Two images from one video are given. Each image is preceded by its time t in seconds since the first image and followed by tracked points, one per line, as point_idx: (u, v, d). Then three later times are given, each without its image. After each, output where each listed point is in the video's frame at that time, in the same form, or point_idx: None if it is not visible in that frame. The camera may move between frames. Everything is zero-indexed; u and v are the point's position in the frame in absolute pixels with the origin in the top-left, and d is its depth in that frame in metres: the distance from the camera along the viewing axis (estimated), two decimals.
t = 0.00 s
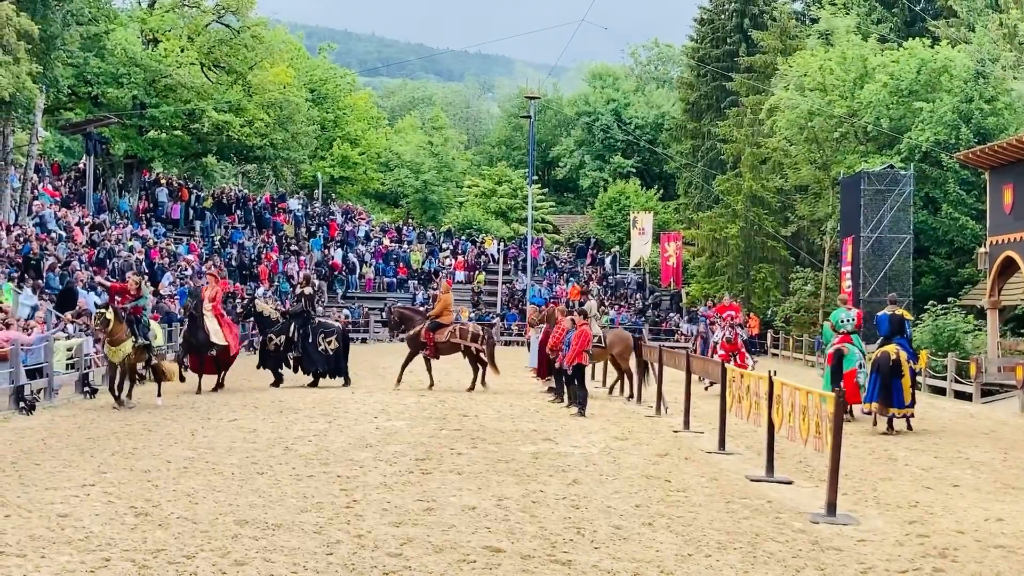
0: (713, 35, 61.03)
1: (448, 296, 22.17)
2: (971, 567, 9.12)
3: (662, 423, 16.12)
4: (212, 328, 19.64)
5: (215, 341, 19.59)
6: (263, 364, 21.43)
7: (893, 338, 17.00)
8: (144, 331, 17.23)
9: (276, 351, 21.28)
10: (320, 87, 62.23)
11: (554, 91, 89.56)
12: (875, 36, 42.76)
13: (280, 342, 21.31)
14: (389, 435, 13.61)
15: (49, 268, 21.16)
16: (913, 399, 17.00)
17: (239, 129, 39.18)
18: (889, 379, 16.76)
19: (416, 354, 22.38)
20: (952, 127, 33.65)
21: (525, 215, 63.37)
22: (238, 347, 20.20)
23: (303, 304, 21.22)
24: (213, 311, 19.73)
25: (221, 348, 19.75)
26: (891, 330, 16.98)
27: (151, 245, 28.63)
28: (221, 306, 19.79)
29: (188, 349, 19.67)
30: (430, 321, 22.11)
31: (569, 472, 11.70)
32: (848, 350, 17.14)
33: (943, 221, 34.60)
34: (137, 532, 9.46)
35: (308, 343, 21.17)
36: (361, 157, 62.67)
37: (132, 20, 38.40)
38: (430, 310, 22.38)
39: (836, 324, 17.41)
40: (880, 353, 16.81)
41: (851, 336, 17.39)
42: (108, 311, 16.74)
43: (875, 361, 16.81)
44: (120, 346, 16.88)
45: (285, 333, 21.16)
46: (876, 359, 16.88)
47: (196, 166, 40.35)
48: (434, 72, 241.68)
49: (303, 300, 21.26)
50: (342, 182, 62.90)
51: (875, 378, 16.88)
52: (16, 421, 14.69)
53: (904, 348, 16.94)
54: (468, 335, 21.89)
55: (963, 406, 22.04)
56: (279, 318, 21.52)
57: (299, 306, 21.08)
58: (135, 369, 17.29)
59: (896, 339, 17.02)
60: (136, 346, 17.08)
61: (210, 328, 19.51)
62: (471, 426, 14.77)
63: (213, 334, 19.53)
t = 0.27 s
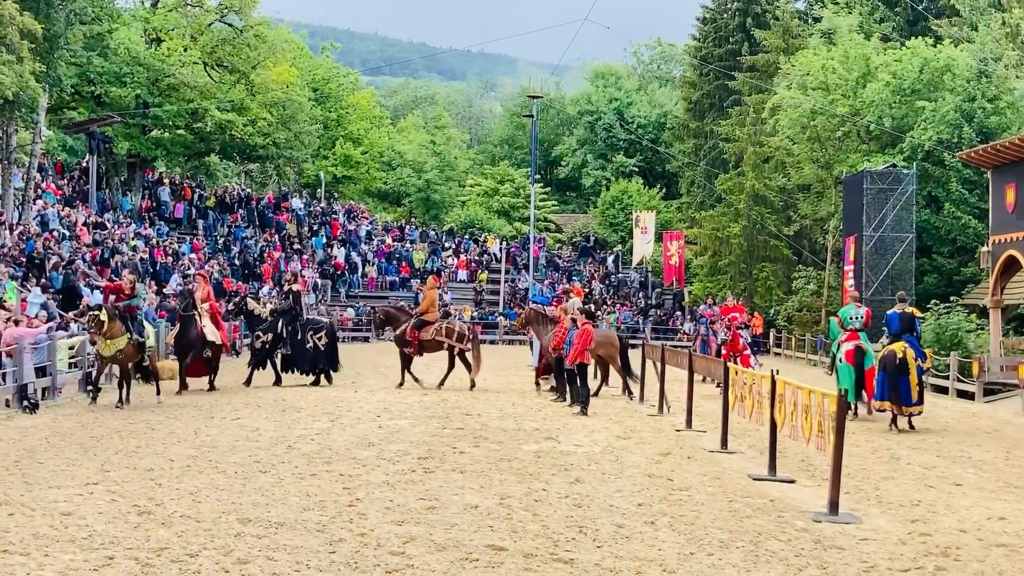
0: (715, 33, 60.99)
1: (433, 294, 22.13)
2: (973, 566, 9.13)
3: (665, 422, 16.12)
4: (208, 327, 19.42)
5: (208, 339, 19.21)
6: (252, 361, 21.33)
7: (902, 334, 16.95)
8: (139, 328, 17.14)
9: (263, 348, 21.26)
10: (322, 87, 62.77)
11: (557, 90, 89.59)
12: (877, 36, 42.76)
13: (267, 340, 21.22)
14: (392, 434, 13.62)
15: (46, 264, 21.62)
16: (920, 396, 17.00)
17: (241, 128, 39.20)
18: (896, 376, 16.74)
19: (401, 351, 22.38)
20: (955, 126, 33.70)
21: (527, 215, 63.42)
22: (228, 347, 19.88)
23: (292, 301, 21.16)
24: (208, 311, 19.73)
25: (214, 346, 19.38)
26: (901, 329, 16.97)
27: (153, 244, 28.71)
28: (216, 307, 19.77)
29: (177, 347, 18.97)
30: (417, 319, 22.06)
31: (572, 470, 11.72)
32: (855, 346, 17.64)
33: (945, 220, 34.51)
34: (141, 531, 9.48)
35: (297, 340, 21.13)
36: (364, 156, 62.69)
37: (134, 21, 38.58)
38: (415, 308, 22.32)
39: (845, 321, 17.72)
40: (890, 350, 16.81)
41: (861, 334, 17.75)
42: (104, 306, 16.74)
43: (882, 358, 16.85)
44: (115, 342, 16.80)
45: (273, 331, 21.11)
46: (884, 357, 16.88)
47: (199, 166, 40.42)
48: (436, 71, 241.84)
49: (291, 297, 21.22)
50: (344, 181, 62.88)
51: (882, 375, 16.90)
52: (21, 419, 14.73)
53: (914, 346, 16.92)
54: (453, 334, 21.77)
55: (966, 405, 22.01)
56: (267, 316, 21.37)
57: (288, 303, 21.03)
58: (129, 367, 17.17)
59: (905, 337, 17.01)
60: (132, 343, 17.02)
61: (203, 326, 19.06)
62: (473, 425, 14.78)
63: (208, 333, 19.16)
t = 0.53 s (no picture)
0: (716, 32, 61.07)
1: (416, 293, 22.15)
2: (974, 565, 9.13)
3: (665, 420, 16.12)
4: (197, 325, 19.15)
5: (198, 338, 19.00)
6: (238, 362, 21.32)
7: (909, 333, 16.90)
8: (129, 329, 16.75)
9: (255, 349, 21.22)
10: (322, 85, 62.67)
11: (556, 89, 89.65)
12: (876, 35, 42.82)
13: (256, 340, 21.14)
14: (393, 433, 13.61)
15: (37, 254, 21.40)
16: (923, 397, 16.94)
17: (241, 127, 39.18)
18: (899, 376, 16.67)
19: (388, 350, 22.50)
20: (955, 125, 33.90)
21: (527, 214, 63.46)
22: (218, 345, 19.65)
23: (279, 299, 21.09)
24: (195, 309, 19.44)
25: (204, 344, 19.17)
26: (905, 329, 16.88)
27: (152, 244, 28.87)
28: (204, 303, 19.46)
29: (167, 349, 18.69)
30: (402, 318, 22.13)
31: (572, 469, 11.73)
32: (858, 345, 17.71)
33: (945, 219, 34.41)
34: (141, 530, 9.48)
35: (285, 338, 21.16)
36: (365, 154, 62.58)
37: (136, 21, 39.01)
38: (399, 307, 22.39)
39: (851, 321, 17.92)
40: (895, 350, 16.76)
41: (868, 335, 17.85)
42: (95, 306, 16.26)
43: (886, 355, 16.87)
44: (106, 344, 16.30)
45: (261, 330, 21.03)
46: (888, 356, 16.89)
47: (199, 165, 40.22)
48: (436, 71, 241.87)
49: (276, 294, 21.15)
50: (345, 180, 62.81)
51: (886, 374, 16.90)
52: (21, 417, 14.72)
53: (917, 347, 16.89)
54: (439, 332, 21.92)
55: (966, 403, 22.02)
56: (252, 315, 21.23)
57: (274, 301, 20.95)
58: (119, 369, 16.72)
59: (908, 338, 16.94)
60: (122, 345, 16.58)
61: (192, 325, 18.85)
62: (474, 423, 14.78)
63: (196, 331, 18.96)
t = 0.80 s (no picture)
0: (710, 39, 61.41)
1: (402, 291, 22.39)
2: (959, 554, 9.47)
3: (662, 415, 16.47)
4: (196, 325, 19.27)
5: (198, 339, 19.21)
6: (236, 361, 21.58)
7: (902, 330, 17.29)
8: (135, 330, 16.59)
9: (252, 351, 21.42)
10: (329, 92, 62.83)
11: (556, 95, 90.19)
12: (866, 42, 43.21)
13: (253, 339, 21.37)
14: (396, 428, 13.97)
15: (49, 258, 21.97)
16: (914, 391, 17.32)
17: (251, 132, 39.82)
18: (892, 372, 17.03)
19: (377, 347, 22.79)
20: (942, 129, 34.30)
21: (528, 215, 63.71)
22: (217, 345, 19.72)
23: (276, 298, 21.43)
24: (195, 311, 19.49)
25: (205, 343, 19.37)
26: (895, 325, 17.28)
27: (164, 245, 29.66)
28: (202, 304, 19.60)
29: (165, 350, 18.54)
30: (390, 316, 22.42)
31: (571, 462, 12.08)
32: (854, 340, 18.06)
33: (932, 220, 34.87)
34: (154, 522, 9.79)
35: (279, 339, 21.38)
36: (371, 158, 62.83)
37: (150, 30, 40.19)
38: (387, 304, 22.71)
39: (848, 317, 18.26)
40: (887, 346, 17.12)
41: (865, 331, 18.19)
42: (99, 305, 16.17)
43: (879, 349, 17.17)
44: (110, 342, 16.26)
45: (258, 329, 21.35)
46: (880, 351, 17.19)
47: (210, 169, 40.43)
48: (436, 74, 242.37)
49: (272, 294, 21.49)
50: (350, 183, 63.20)
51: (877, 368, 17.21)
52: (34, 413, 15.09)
53: (907, 343, 17.28)
54: (426, 330, 22.35)
55: (955, 399, 22.36)
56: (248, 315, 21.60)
57: (270, 301, 21.30)
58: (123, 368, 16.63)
59: (898, 334, 17.36)
60: (127, 346, 16.47)
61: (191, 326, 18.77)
62: (476, 418, 15.14)
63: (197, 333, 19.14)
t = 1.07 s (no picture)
0: (689, 65, 62.79)
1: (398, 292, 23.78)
2: (913, 525, 10.57)
3: (649, 402, 17.82)
4: (217, 319, 20.17)
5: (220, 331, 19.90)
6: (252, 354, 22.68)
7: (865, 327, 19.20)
8: (169, 325, 17.85)
9: (267, 343, 22.64)
10: (349, 112, 64.57)
11: (553, 114, 92.05)
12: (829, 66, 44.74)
13: (269, 334, 22.64)
14: (408, 412, 15.26)
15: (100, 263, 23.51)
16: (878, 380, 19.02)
17: (277, 146, 42.96)
18: (857, 363, 18.87)
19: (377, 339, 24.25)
20: (895, 146, 35.89)
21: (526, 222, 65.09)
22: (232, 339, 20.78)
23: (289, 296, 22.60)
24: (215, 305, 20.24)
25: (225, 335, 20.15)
26: (857, 321, 19.25)
27: (202, 249, 31.43)
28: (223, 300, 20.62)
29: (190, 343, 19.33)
30: (388, 313, 23.77)
31: (565, 443, 13.34)
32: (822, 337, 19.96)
33: (888, 227, 36.14)
34: (192, 496, 10.83)
35: (294, 332, 22.82)
36: (386, 171, 64.15)
37: (186, 54, 42.97)
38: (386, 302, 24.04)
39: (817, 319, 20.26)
40: (850, 339, 18.98)
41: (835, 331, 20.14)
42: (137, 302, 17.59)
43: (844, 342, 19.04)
44: (145, 336, 17.65)
45: (274, 324, 22.58)
46: (844, 345, 19.08)
47: (242, 180, 43.63)
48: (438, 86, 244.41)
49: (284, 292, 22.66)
50: (368, 194, 64.23)
51: (844, 359, 19.08)
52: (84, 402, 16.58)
53: (869, 336, 19.15)
54: (421, 324, 23.65)
55: (907, 386, 23.89)
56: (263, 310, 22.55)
57: (284, 300, 22.40)
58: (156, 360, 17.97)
59: (862, 328, 19.26)
60: (161, 339, 17.83)
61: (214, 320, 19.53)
62: (479, 404, 16.47)
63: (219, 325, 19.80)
